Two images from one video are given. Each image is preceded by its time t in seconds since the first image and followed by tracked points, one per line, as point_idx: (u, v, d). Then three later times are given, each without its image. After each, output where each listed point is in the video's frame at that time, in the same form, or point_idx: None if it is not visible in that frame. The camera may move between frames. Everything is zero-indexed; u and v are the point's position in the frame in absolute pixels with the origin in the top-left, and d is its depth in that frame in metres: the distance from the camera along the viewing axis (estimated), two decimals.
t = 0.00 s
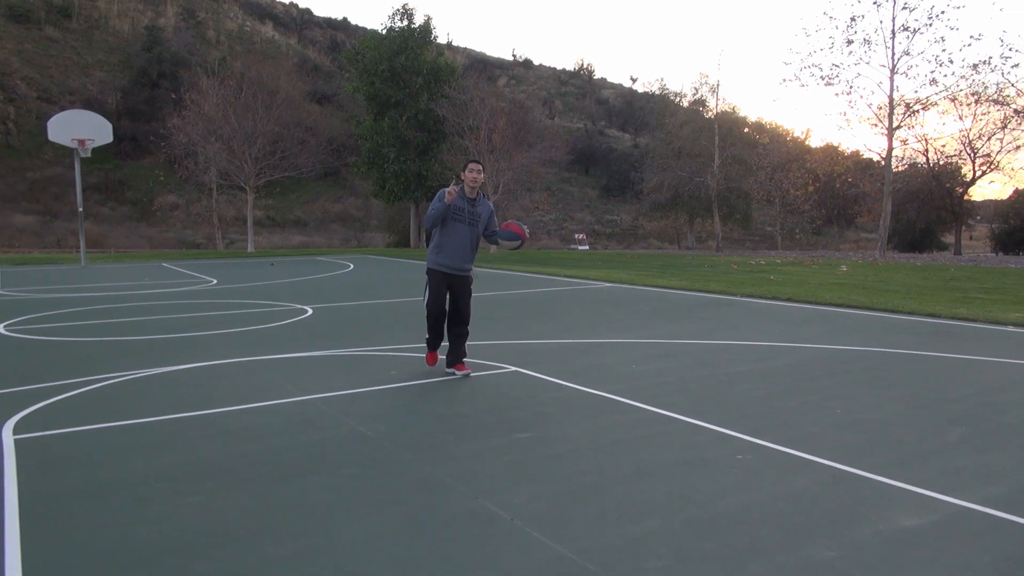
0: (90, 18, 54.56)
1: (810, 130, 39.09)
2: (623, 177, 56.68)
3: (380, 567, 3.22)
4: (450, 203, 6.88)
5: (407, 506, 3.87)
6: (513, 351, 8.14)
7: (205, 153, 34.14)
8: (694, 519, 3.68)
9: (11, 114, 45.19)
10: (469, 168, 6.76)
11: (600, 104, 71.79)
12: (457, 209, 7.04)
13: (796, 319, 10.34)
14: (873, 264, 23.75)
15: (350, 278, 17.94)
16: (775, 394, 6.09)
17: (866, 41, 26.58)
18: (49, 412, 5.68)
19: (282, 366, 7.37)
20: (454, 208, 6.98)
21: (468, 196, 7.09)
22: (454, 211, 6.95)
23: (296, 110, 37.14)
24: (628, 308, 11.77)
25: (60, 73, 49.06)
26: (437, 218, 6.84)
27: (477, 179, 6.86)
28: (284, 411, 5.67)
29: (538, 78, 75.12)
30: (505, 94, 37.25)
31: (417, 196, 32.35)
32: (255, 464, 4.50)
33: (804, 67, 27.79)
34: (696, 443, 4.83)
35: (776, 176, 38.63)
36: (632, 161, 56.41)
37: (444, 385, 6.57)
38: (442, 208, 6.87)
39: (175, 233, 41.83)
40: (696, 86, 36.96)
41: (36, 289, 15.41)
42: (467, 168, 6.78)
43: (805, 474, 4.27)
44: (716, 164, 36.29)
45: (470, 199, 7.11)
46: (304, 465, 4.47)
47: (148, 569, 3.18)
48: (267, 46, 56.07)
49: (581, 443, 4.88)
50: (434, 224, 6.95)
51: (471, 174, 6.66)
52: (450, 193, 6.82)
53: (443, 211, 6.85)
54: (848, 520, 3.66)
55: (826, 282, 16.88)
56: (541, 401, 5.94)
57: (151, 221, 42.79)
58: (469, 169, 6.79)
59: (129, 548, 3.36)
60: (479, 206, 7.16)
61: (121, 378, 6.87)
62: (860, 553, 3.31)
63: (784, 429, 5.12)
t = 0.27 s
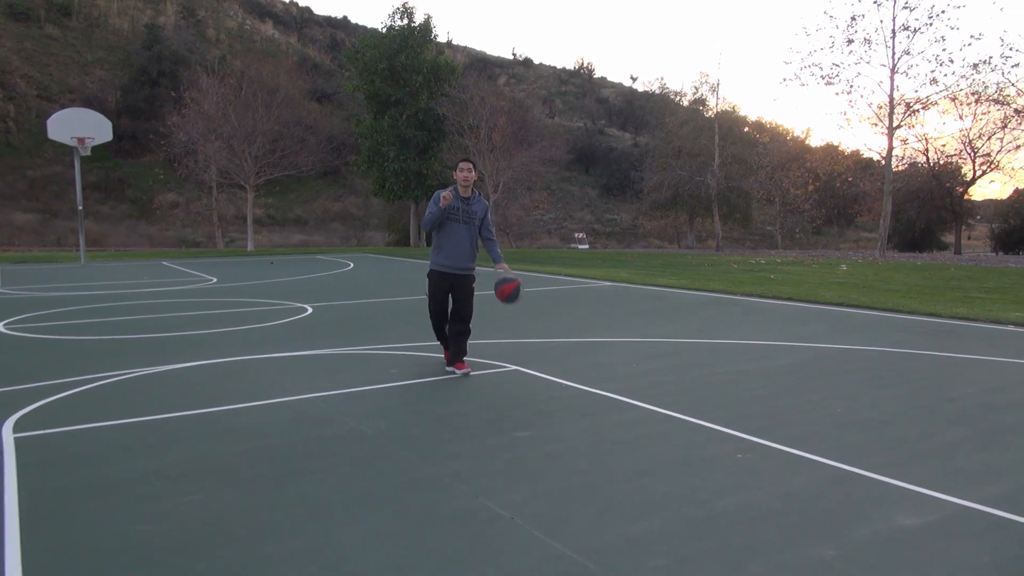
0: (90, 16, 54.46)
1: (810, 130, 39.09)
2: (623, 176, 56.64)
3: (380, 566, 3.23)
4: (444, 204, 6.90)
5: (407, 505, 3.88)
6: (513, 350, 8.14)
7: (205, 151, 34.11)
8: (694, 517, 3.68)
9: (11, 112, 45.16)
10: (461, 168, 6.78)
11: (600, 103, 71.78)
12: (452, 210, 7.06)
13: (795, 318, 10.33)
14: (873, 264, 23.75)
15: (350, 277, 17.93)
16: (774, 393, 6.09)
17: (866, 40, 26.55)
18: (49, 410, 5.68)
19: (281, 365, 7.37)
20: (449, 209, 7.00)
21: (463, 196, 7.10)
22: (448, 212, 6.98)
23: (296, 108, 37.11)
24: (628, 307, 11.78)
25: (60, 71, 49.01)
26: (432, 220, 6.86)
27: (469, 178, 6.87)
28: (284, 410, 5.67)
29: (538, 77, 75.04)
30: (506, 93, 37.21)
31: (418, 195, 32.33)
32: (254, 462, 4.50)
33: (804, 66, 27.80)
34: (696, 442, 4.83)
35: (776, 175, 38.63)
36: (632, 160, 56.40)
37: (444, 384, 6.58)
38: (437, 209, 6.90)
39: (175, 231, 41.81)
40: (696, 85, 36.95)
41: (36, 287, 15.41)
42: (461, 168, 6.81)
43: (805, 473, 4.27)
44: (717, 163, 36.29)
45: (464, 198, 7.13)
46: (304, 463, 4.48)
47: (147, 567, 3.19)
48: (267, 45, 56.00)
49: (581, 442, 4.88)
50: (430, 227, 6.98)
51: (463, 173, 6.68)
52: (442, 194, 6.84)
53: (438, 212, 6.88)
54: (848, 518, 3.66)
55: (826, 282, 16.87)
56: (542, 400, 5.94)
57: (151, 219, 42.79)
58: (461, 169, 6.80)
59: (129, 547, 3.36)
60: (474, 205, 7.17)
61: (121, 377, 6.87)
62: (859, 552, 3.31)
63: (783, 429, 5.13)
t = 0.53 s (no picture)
0: (101, 14, 54.66)
1: (820, 124, 38.88)
2: (633, 171, 56.49)
3: (390, 559, 3.24)
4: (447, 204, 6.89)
5: (417, 501, 3.88)
6: (521, 345, 8.13)
7: (216, 148, 34.25)
8: (704, 513, 3.67)
9: (23, 110, 45.44)
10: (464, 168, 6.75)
11: (610, 98, 71.57)
12: (457, 209, 7.04)
13: (805, 313, 10.27)
14: (885, 258, 23.61)
15: (359, 273, 17.97)
16: (784, 389, 6.04)
17: (878, 33, 26.38)
18: (61, 405, 5.72)
19: (291, 361, 7.39)
20: (453, 208, 7.00)
21: (467, 195, 7.08)
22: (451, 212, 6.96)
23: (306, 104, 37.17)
24: (638, 302, 11.75)
25: (71, 69, 49.27)
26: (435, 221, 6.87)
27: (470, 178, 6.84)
28: (294, 406, 5.69)
29: (547, 72, 74.84)
30: (515, 88, 37.17)
31: (427, 191, 32.36)
32: (265, 458, 4.51)
33: (815, 59, 27.65)
34: (705, 437, 4.82)
35: (787, 169, 38.45)
36: (642, 155, 56.21)
37: (453, 379, 6.58)
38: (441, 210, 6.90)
39: (186, 228, 42.02)
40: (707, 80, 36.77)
41: (48, 284, 15.51)
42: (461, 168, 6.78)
43: (816, 469, 4.25)
44: (727, 158, 36.19)
45: (469, 197, 7.11)
46: (314, 459, 4.49)
47: (158, 562, 3.19)
48: (276, 42, 56.08)
49: (590, 437, 4.88)
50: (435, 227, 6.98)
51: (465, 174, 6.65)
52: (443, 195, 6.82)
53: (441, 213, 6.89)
54: (860, 514, 3.63)
55: (837, 276, 16.77)
56: (551, 396, 5.92)
57: (162, 216, 43.03)
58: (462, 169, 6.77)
59: (140, 543, 3.38)
60: (480, 203, 7.14)
61: (132, 372, 6.92)
62: (871, 548, 3.29)
63: (793, 424, 5.11)
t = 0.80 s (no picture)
0: (124, 14, 55.31)
1: (844, 116, 38.40)
2: (653, 165, 56.20)
3: (414, 555, 3.24)
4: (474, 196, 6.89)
5: (440, 495, 3.89)
6: (543, 341, 8.13)
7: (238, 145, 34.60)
8: (729, 509, 3.65)
9: (50, 110, 46.14)
10: (490, 162, 6.75)
11: (630, 92, 71.23)
12: (482, 201, 7.06)
13: (831, 308, 10.17)
14: (912, 252, 23.29)
15: (381, 269, 18.07)
16: (810, 384, 5.98)
17: (904, 24, 26.00)
18: (90, 401, 5.81)
19: (314, 357, 7.45)
20: (479, 201, 7.01)
21: (492, 187, 7.08)
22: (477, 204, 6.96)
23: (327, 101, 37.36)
24: (659, 297, 11.70)
25: (96, 69, 49.92)
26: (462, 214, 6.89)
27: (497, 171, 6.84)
28: (318, 401, 5.73)
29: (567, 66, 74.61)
30: (535, 83, 37.09)
31: (448, 186, 32.44)
32: (288, 452, 4.55)
33: (839, 51, 27.32)
34: (729, 433, 4.79)
35: (810, 162, 38.05)
36: (663, 149, 55.87)
37: (475, 375, 6.59)
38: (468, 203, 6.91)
39: (210, 225, 42.49)
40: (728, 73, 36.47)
41: (76, 281, 15.76)
42: (488, 161, 6.79)
43: (844, 464, 4.20)
44: (749, 151, 35.93)
45: (494, 189, 7.11)
46: (338, 454, 4.53)
47: (187, 556, 3.23)
48: (297, 39, 56.38)
49: (613, 432, 4.86)
50: (460, 220, 7.00)
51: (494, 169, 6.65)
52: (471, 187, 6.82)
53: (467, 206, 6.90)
54: (887, 511, 3.59)
55: (862, 270, 16.59)
56: (573, 392, 5.90)
57: (186, 213, 43.52)
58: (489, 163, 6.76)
59: (169, 537, 3.42)
60: (504, 195, 7.15)
61: (158, 368, 7.00)
62: (899, 544, 3.25)
63: (820, 420, 5.05)
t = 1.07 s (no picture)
0: (151, 13, 56.00)
1: (872, 110, 37.81)
2: (677, 161, 55.84)
3: (435, 551, 3.26)
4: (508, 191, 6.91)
5: (463, 491, 3.90)
6: (565, 337, 8.11)
7: (262, 143, 34.95)
8: (752, 507, 3.62)
9: (79, 108, 46.89)
10: (526, 158, 6.78)
11: (653, 87, 70.80)
12: (514, 196, 7.08)
13: (857, 304, 10.04)
14: (940, 248, 22.93)
15: (404, 265, 18.15)
16: (835, 382, 5.92)
17: (933, 16, 25.56)
18: (119, 396, 5.91)
19: (337, 352, 7.50)
20: (511, 196, 7.03)
21: (524, 183, 7.12)
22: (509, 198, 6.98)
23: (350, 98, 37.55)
24: (683, 293, 11.62)
25: (124, 68, 50.62)
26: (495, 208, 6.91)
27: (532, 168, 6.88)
28: (342, 397, 5.77)
29: (590, 62, 74.32)
30: (557, 79, 37.00)
31: (470, 183, 32.50)
32: (314, 448, 4.58)
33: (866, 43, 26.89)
34: (753, 431, 4.75)
35: (836, 157, 37.59)
36: (686, 145, 55.49)
37: (499, 371, 6.59)
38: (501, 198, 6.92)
39: (235, 222, 42.96)
40: (753, 67, 36.13)
41: (104, 277, 16.01)
42: (524, 159, 6.81)
43: (869, 464, 4.15)
44: (773, 146, 35.60)
45: (525, 185, 7.14)
46: (360, 450, 4.55)
47: (212, 549, 3.28)
48: (320, 36, 56.71)
49: (635, 429, 4.85)
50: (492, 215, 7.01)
51: (530, 165, 6.69)
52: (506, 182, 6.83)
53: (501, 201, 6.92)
54: (914, 511, 3.54)
55: (889, 267, 16.36)
56: (595, 388, 5.89)
57: (211, 210, 44.02)
58: (525, 158, 6.79)
59: (194, 530, 3.47)
60: (535, 192, 7.19)
61: (184, 363, 7.09)
62: (925, 545, 3.21)
63: (845, 417, 5.00)
